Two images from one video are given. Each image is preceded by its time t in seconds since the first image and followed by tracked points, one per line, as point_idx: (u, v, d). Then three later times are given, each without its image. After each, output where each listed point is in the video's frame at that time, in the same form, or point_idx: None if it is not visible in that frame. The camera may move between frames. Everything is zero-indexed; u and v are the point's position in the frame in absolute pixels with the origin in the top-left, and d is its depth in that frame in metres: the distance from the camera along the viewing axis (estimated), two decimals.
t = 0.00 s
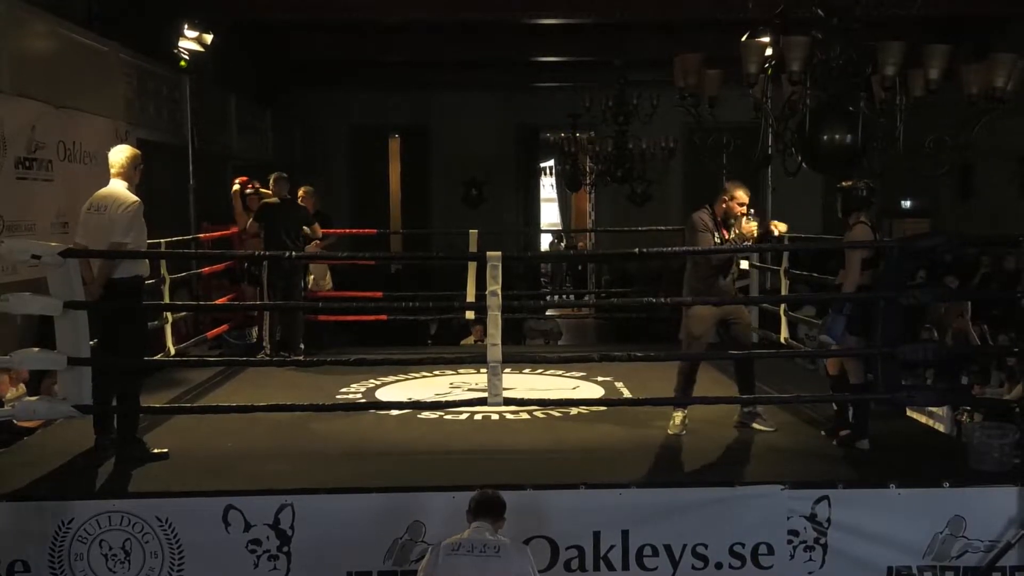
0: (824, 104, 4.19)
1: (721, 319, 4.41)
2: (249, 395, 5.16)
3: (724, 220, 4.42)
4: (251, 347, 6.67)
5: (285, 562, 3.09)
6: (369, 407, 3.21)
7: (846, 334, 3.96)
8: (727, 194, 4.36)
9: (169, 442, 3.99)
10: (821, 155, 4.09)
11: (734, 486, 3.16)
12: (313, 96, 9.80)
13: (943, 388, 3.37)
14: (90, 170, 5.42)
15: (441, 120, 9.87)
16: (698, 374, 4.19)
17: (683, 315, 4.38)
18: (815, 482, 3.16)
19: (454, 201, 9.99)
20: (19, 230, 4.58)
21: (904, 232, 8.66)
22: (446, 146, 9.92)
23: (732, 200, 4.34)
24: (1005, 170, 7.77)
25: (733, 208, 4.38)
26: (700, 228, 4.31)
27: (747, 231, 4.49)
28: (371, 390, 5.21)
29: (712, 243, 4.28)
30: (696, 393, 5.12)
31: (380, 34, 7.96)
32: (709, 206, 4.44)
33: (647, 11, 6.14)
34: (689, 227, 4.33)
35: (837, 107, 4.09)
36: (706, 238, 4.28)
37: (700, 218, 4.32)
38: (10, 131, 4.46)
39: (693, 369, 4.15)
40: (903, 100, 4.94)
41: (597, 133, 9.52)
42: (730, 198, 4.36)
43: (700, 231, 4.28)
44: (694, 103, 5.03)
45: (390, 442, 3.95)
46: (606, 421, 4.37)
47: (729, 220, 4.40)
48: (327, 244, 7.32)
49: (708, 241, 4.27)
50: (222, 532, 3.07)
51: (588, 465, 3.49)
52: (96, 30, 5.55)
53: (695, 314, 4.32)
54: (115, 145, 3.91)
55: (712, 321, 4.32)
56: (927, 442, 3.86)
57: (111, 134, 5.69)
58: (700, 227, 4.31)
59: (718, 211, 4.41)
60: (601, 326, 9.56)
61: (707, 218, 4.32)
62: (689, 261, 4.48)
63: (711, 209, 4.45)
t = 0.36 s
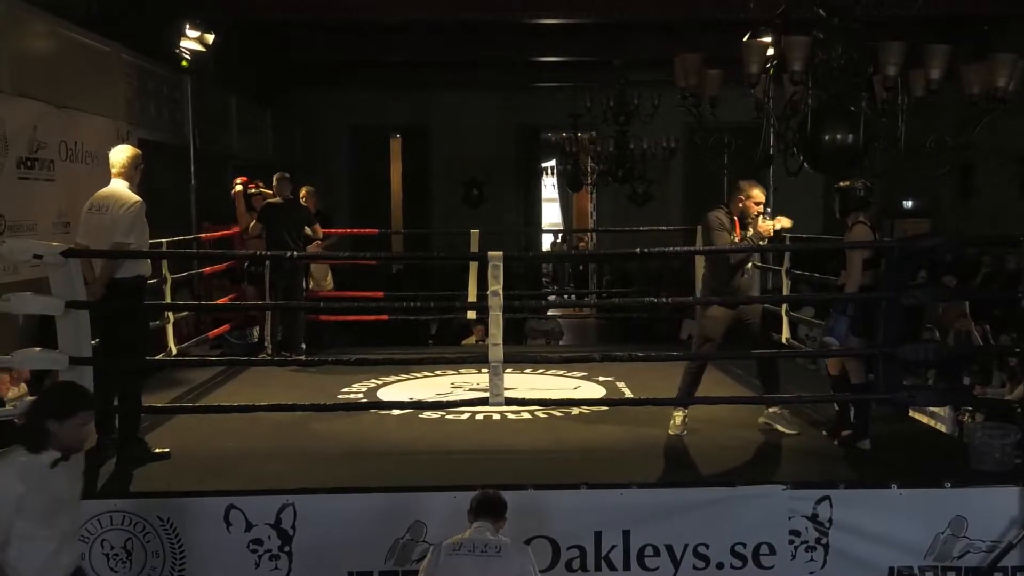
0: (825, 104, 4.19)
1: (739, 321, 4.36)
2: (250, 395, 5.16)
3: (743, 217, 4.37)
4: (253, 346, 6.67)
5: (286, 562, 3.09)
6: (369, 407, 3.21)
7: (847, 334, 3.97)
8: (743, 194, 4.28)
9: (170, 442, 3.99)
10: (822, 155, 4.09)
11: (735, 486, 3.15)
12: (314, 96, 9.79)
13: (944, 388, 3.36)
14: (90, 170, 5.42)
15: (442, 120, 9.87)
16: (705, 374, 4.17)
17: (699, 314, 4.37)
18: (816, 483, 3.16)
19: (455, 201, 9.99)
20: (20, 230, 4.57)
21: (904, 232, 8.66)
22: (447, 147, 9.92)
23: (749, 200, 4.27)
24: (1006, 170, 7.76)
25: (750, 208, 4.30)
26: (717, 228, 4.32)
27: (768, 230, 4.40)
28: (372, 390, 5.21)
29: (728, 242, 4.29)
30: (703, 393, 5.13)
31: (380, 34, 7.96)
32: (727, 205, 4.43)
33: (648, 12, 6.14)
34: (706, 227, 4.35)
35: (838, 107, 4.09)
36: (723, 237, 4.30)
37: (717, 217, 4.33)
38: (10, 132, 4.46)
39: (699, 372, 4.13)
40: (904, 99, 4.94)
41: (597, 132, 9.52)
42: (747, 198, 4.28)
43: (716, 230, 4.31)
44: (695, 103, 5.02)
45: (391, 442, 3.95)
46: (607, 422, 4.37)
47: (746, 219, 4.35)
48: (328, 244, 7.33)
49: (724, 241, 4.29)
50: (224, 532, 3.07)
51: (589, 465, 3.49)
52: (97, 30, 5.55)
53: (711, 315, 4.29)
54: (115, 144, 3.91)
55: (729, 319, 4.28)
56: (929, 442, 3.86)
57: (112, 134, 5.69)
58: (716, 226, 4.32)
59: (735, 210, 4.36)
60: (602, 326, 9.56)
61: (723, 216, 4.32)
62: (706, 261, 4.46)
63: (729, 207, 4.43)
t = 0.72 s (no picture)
0: (824, 105, 4.19)
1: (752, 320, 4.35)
2: (251, 395, 5.16)
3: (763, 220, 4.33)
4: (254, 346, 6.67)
5: (286, 562, 3.09)
6: (369, 407, 3.21)
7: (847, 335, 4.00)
8: (761, 193, 4.28)
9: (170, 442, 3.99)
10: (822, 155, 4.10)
11: (734, 486, 3.15)
12: (314, 96, 9.80)
13: (945, 388, 3.36)
14: (91, 170, 5.42)
15: (442, 120, 9.88)
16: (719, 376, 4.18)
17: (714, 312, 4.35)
18: (815, 483, 3.16)
19: (455, 201, 9.99)
20: (19, 231, 4.57)
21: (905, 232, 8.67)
22: (447, 147, 9.93)
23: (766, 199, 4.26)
24: (1006, 170, 7.76)
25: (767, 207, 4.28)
26: (733, 227, 4.34)
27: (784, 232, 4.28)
28: (372, 390, 5.21)
29: (741, 241, 4.29)
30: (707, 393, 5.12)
31: (381, 34, 7.97)
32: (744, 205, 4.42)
33: (648, 12, 6.14)
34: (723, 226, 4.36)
35: (838, 106, 4.09)
36: (736, 236, 4.32)
37: (734, 216, 4.34)
38: (10, 132, 4.45)
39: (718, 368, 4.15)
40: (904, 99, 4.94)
41: (597, 132, 9.52)
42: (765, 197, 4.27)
43: (731, 229, 4.33)
44: (696, 103, 5.01)
45: (391, 442, 3.95)
46: (607, 421, 4.38)
47: (764, 218, 4.31)
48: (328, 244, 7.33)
49: (737, 239, 4.30)
50: (224, 532, 3.07)
51: (589, 464, 3.49)
52: (97, 30, 5.55)
53: (727, 312, 4.27)
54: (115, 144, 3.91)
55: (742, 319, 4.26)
56: (928, 442, 3.86)
57: (112, 134, 5.69)
58: (731, 225, 4.34)
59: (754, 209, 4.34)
60: (602, 326, 9.56)
61: (740, 215, 4.34)
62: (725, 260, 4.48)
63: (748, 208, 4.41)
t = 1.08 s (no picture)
0: (824, 105, 4.19)
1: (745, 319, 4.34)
2: (251, 395, 5.17)
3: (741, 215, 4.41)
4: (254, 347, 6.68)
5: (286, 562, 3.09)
6: (369, 407, 3.21)
7: (842, 335, 4.00)
8: (739, 188, 4.31)
9: (171, 442, 3.99)
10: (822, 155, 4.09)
11: (735, 486, 3.15)
12: (314, 96, 9.80)
13: (944, 388, 3.35)
14: (91, 171, 5.43)
15: (442, 120, 9.88)
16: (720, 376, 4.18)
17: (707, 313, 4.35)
18: (815, 483, 3.16)
19: (455, 201, 9.99)
20: (20, 231, 4.57)
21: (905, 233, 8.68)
22: (448, 147, 9.93)
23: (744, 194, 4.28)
24: (1006, 171, 7.75)
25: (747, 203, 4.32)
26: (712, 229, 4.35)
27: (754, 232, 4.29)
28: (372, 390, 5.22)
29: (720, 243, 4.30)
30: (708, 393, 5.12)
31: (381, 34, 7.97)
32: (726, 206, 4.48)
33: (648, 12, 6.14)
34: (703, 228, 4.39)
35: (837, 106, 4.09)
36: (716, 239, 4.31)
37: (711, 218, 4.35)
38: (10, 132, 4.45)
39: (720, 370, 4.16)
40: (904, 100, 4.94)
41: (597, 133, 9.52)
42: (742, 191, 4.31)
43: (709, 231, 4.33)
44: (696, 103, 5.01)
45: (391, 442, 3.95)
46: (607, 421, 4.38)
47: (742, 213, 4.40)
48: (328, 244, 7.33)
49: (716, 241, 4.30)
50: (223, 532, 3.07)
51: (589, 464, 3.50)
52: (97, 30, 5.55)
53: (717, 313, 4.27)
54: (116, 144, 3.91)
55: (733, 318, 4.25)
56: (929, 442, 3.86)
57: (112, 134, 5.69)
58: (710, 227, 4.35)
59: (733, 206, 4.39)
60: (602, 326, 9.57)
61: (717, 217, 4.35)
62: (707, 262, 4.50)
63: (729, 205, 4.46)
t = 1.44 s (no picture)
0: (824, 105, 4.19)
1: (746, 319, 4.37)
2: (250, 395, 5.17)
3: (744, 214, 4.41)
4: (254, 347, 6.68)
5: (286, 562, 3.09)
6: (369, 407, 3.21)
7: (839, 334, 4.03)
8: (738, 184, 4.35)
9: (171, 443, 3.99)
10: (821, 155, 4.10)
11: (735, 486, 3.16)
12: (314, 96, 9.80)
13: (943, 388, 3.35)
14: (91, 170, 5.42)
15: (442, 120, 9.88)
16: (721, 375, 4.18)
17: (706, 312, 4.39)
18: (815, 483, 3.16)
19: (455, 201, 9.99)
20: (19, 231, 4.57)
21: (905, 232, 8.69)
22: (447, 147, 9.92)
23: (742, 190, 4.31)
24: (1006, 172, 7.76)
25: (744, 198, 4.34)
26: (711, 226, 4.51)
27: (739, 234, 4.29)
28: (372, 390, 5.22)
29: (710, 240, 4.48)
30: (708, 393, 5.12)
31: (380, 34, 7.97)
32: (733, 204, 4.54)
33: (647, 12, 6.14)
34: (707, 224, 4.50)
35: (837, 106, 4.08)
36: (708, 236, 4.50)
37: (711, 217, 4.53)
38: (10, 132, 4.45)
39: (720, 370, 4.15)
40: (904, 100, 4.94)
41: (597, 133, 9.52)
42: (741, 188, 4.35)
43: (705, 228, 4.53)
44: (695, 103, 5.01)
45: (390, 442, 3.95)
46: (607, 421, 4.38)
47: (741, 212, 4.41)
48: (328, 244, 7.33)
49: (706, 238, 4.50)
50: (223, 532, 3.07)
51: (589, 464, 3.50)
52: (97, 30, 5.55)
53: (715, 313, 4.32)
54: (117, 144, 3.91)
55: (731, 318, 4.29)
56: (928, 442, 3.86)
57: (111, 134, 5.69)
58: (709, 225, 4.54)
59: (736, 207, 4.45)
60: (603, 326, 9.57)
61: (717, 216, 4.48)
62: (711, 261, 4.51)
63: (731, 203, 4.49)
